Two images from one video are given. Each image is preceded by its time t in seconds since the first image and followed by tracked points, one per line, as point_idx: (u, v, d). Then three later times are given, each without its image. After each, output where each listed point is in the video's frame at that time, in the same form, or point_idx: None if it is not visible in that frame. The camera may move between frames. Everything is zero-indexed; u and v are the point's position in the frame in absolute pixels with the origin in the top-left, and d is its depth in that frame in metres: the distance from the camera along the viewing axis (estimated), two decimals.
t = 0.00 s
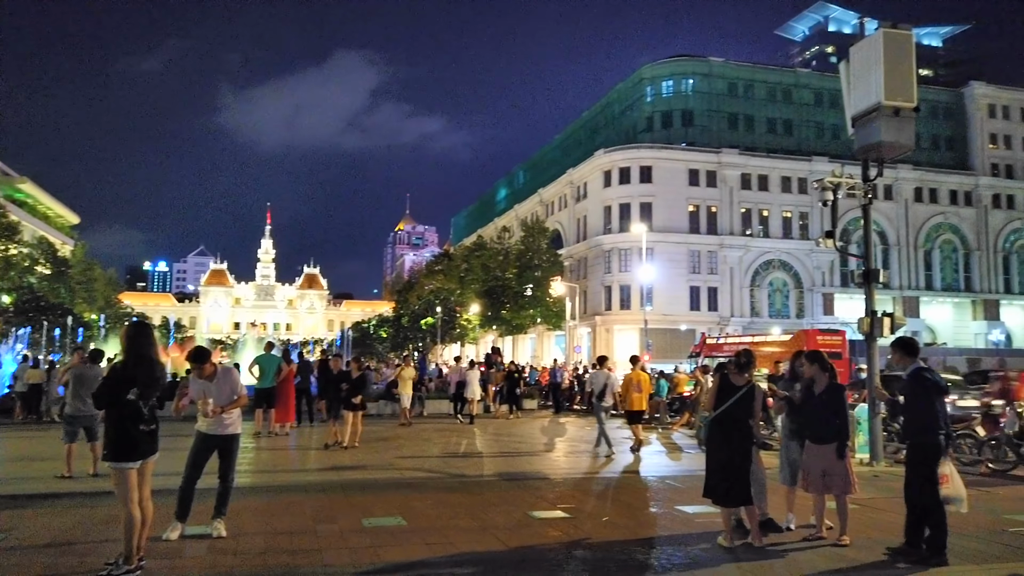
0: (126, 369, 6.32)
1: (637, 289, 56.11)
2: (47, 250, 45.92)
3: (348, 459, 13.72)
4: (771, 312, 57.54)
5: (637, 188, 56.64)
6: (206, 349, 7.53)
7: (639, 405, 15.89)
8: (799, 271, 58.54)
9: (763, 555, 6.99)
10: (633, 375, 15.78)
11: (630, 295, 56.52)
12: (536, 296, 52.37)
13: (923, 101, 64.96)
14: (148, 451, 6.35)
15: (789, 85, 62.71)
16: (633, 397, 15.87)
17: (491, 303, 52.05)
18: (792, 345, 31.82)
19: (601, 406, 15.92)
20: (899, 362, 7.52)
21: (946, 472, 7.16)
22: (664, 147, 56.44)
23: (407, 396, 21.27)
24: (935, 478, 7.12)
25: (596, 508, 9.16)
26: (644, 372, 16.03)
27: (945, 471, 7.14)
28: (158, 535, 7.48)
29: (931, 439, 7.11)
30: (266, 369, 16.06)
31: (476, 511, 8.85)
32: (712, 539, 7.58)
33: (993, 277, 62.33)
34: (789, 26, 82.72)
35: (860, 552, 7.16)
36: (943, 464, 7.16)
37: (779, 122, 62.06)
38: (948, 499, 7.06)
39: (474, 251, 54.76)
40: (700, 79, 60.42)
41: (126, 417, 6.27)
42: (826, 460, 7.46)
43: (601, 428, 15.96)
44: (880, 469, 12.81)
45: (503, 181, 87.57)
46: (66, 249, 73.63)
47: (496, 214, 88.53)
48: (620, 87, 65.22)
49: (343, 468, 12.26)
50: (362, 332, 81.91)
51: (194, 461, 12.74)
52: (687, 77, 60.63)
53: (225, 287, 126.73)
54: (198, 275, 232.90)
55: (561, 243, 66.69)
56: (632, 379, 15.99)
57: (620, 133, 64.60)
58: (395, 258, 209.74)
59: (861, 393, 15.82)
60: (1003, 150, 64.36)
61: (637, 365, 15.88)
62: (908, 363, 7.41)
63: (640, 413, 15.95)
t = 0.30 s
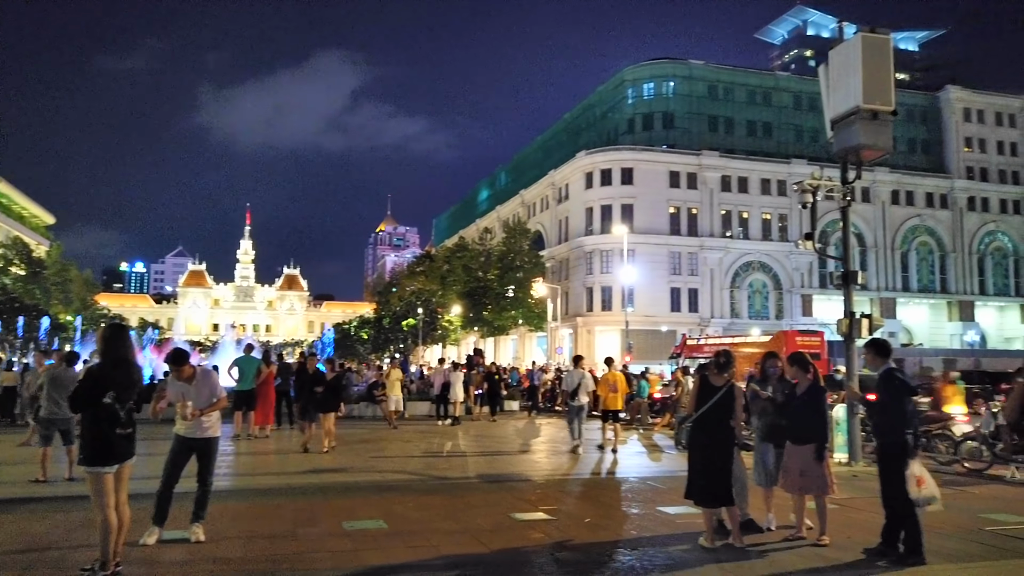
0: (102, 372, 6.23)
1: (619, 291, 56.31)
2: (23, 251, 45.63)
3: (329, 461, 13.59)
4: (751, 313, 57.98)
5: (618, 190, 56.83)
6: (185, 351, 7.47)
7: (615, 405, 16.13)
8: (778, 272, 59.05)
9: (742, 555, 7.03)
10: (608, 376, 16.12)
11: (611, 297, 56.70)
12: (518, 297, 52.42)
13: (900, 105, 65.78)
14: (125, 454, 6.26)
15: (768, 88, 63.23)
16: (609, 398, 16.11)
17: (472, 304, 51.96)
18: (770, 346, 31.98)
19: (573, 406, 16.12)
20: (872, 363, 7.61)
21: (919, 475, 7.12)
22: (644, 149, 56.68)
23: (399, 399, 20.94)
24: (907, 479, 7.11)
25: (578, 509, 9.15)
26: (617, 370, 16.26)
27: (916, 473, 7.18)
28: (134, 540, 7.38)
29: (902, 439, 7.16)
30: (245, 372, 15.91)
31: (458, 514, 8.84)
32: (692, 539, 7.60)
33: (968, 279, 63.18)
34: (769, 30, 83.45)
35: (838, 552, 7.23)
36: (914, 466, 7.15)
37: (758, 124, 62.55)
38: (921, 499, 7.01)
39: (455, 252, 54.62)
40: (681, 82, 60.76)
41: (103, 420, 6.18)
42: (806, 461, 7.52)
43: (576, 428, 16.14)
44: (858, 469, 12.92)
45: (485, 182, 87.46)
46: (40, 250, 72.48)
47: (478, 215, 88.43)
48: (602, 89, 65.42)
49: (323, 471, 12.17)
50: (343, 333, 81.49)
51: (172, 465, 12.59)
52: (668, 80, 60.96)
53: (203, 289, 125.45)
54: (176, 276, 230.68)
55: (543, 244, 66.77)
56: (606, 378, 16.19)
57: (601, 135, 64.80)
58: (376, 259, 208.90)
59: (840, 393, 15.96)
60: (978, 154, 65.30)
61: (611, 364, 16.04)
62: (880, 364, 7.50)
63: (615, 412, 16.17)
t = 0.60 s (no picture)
0: (77, 373, 6.13)
1: (602, 292, 56.43)
2: None
3: (310, 463, 13.49)
4: (732, 314, 58.34)
5: (601, 191, 56.99)
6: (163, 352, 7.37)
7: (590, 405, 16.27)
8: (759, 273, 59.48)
9: (723, 555, 7.06)
10: (583, 376, 16.18)
11: (594, 297, 56.83)
12: (500, 298, 52.40)
13: (879, 108, 66.52)
14: (102, 456, 6.18)
15: (749, 90, 63.71)
16: (584, 397, 16.24)
17: (455, 304, 51.83)
18: (752, 346, 32.15)
19: (551, 407, 16.14)
20: (845, 363, 7.57)
21: (889, 477, 7.26)
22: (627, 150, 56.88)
23: (384, 401, 21.01)
24: (879, 482, 7.23)
25: (561, 511, 9.15)
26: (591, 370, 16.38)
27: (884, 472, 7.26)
28: (111, 544, 7.28)
29: (873, 438, 7.18)
30: (224, 373, 15.78)
31: (439, 515, 8.83)
32: (674, 540, 7.62)
33: (946, 280, 63.93)
34: (750, 32, 84.07)
35: (817, 552, 7.28)
36: (882, 468, 7.26)
37: (740, 126, 63.01)
38: (894, 502, 7.15)
39: (438, 253, 54.44)
40: (663, 83, 61.05)
41: (79, 422, 6.09)
42: (783, 460, 7.58)
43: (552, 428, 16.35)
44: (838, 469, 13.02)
45: (468, 182, 87.33)
46: (16, 249, 71.41)
47: (461, 216, 88.28)
48: (585, 90, 65.57)
49: (305, 473, 12.09)
50: (325, 334, 81.08)
51: (151, 467, 12.44)
52: (650, 81, 61.23)
53: (183, 289, 124.17)
54: (155, 276, 228.43)
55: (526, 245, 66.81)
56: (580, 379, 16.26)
57: (584, 136, 64.93)
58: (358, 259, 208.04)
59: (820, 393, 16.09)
60: (955, 157, 66.14)
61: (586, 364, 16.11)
62: (853, 365, 7.46)
63: (590, 411, 16.34)
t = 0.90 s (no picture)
0: (52, 376, 6.06)
1: (582, 293, 56.62)
2: None
3: (288, 465, 13.40)
4: (710, 315, 58.77)
5: (581, 192, 57.22)
6: (140, 353, 7.31)
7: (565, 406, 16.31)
8: (737, 275, 59.97)
9: (700, 554, 7.15)
10: (556, 376, 16.30)
11: (574, 299, 57.02)
12: (481, 299, 52.29)
13: (854, 112, 67.41)
14: (78, 460, 6.13)
15: (728, 93, 64.26)
16: (558, 396, 16.31)
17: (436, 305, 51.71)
18: (729, 347, 32.35)
19: (522, 406, 16.63)
20: (815, 364, 7.67)
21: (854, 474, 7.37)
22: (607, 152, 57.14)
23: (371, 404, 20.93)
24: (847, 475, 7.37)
25: (540, 511, 9.17)
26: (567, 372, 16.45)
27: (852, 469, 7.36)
28: (86, 547, 7.22)
29: (841, 437, 7.25)
30: (201, 374, 15.79)
31: (418, 516, 8.84)
32: (652, 539, 7.69)
33: (920, 282, 64.88)
34: (728, 36, 84.83)
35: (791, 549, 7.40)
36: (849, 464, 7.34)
37: (718, 129, 63.52)
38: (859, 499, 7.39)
39: (419, 254, 54.35)
40: (643, 86, 61.39)
41: (54, 425, 6.03)
42: (759, 460, 7.68)
43: (525, 426, 16.60)
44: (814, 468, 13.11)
45: (448, 183, 87.24)
46: None
47: (442, 217, 88.17)
48: (565, 92, 65.76)
49: (284, 475, 12.03)
50: (304, 335, 80.58)
51: (127, 469, 12.33)
52: (630, 84, 61.54)
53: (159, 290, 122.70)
54: (131, 278, 226.09)
55: (506, 246, 66.86)
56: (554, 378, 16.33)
57: (564, 138, 65.11)
58: (338, 260, 207.14)
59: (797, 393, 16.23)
60: (929, 160, 67.18)
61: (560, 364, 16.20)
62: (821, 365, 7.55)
63: (565, 411, 16.44)
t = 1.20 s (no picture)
0: (28, 381, 5.96)
1: (566, 298, 56.67)
2: None
3: (269, 472, 13.26)
4: (694, 320, 59.01)
5: (565, 197, 57.32)
6: (119, 358, 7.23)
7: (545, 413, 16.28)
8: (720, 279, 60.27)
9: (683, 559, 7.16)
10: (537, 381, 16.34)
11: (558, 304, 57.06)
12: (464, 303, 52.19)
13: (836, 118, 68.01)
14: (54, 467, 6.03)
15: (711, 98, 64.67)
16: (537, 402, 16.30)
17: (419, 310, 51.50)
18: (713, 351, 32.36)
19: (503, 412, 16.65)
20: (786, 369, 7.75)
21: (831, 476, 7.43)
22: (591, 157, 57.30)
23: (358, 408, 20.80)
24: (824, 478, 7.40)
25: (523, 517, 9.14)
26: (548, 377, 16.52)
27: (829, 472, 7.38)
28: (61, 556, 7.09)
29: (818, 441, 7.29)
30: (180, 380, 15.54)
31: (400, 523, 8.77)
32: (636, 545, 7.68)
33: (900, 287, 65.54)
34: (711, 42, 85.34)
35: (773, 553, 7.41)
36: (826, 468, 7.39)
37: (701, 134, 63.91)
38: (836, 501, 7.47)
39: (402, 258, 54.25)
40: (626, 91, 61.66)
41: (30, 432, 5.92)
42: (740, 464, 7.71)
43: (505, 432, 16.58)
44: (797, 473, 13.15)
45: (432, 187, 87.13)
46: None
47: (426, 220, 87.99)
48: (549, 97, 65.89)
49: (265, 481, 11.90)
50: (286, 339, 80.09)
51: (104, 477, 12.14)
52: (613, 89, 61.77)
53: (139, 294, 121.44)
54: (110, 282, 223.84)
55: (490, 251, 66.81)
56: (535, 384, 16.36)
57: (548, 142, 65.21)
58: (320, 264, 206.19)
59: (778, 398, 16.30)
60: (909, 166, 67.94)
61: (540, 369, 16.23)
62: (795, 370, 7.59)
63: (544, 417, 16.39)
